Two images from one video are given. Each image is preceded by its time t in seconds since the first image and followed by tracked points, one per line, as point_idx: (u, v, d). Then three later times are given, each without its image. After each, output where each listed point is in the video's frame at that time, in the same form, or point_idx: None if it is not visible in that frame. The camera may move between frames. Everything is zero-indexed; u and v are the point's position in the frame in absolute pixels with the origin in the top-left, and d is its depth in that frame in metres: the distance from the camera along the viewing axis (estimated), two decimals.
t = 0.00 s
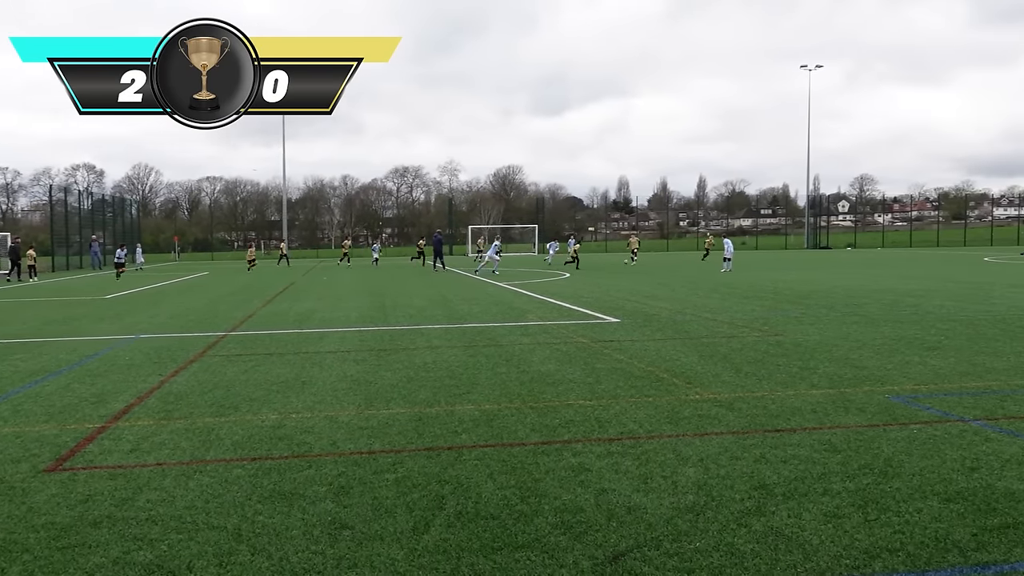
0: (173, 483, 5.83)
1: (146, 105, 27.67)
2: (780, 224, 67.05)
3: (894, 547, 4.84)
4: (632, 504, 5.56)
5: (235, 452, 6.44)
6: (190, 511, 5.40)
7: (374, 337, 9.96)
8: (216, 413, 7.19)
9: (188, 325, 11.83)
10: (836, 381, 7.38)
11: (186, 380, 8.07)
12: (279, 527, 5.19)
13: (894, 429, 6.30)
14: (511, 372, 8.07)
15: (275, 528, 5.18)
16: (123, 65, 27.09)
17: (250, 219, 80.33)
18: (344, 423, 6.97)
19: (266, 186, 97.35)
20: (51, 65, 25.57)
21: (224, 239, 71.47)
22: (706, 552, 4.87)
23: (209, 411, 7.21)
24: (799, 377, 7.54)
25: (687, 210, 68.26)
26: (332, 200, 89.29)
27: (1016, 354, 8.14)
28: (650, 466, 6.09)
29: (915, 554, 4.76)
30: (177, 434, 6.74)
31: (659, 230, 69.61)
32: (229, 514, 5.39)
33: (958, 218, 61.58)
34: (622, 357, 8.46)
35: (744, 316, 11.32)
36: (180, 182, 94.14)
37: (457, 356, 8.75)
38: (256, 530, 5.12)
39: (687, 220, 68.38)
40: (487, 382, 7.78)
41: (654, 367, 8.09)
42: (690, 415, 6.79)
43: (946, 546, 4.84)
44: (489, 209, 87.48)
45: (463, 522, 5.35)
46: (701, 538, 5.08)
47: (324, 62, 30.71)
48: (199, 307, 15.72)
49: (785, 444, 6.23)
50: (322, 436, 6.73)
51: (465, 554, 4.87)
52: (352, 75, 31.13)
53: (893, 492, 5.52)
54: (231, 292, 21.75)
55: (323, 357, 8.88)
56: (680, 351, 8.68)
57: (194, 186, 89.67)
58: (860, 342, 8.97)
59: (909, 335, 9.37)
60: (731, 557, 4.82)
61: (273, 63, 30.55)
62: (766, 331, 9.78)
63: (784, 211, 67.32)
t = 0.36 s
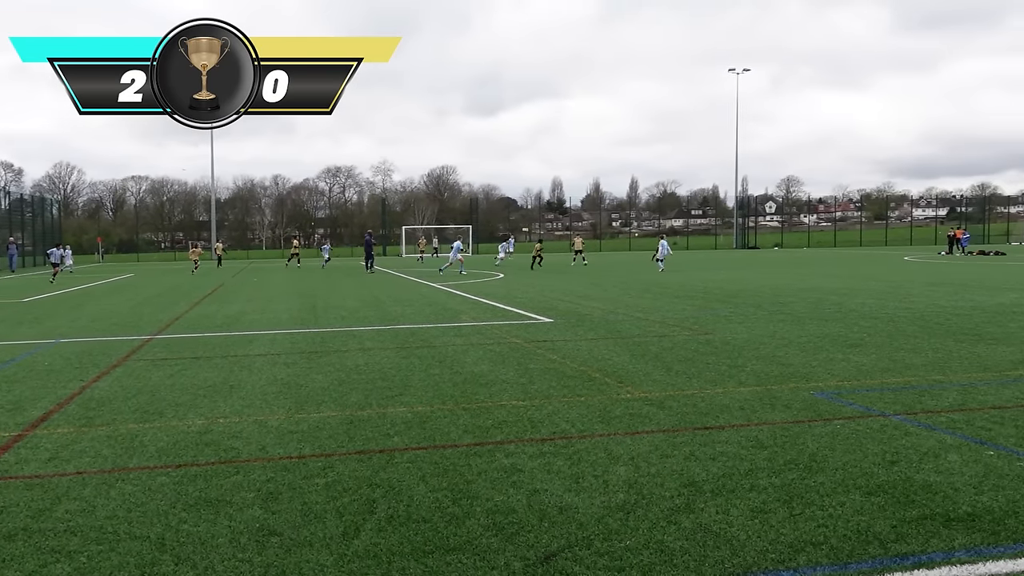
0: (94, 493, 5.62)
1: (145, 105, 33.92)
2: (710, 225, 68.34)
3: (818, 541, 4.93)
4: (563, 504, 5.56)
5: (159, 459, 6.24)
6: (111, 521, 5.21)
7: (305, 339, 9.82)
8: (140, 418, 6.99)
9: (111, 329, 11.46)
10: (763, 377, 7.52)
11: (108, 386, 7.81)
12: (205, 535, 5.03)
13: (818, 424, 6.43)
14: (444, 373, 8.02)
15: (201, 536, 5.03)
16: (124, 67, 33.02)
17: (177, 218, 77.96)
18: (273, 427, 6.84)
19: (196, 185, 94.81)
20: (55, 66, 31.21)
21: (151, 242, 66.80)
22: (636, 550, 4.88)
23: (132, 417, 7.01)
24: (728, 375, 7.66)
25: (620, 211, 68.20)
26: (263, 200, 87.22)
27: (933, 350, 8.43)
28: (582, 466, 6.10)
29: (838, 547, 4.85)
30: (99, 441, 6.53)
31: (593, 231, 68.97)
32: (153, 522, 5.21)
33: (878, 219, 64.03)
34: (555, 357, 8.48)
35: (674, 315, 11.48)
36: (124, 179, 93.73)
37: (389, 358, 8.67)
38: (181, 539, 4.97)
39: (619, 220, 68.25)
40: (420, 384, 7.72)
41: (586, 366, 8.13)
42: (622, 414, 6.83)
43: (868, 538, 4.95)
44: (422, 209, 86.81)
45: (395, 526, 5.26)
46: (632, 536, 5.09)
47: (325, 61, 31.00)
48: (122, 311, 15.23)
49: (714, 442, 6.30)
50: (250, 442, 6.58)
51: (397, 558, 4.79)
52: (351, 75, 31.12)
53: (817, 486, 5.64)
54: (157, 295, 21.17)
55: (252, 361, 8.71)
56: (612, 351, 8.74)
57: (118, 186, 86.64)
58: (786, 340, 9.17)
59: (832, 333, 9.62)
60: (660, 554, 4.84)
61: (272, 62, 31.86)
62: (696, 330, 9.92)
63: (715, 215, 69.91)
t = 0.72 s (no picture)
0: (2, 508, 5.33)
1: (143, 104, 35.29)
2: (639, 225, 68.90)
3: (741, 537, 4.98)
4: (491, 507, 5.50)
5: (73, 470, 5.97)
6: (20, 537, 4.93)
7: (230, 344, 9.59)
8: (54, 429, 6.71)
9: (26, 335, 10.97)
10: (689, 376, 7.59)
11: (20, 396, 7.47)
12: (120, 550, 4.81)
13: (742, 422, 6.51)
14: (372, 376, 7.91)
15: (116, 551, 4.80)
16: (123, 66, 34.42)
17: (96, 219, 74.70)
18: (195, 435, 6.64)
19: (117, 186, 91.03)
20: (57, 67, 33.22)
21: (69, 243, 65.00)
22: (563, 552, 4.85)
23: (45, 428, 6.72)
24: (655, 374, 7.72)
25: (550, 211, 65.68)
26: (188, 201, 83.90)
27: (852, 347, 8.65)
28: (510, 468, 6.06)
29: (761, 543, 4.90)
30: (10, 454, 6.23)
31: (524, 232, 65.47)
32: (65, 538, 4.94)
33: (801, 219, 66.08)
34: (484, 359, 8.43)
35: (603, 315, 11.56)
36: (56, 177, 91.42)
37: (317, 362, 8.52)
38: (95, 554, 4.73)
39: (549, 220, 66.05)
40: (348, 388, 7.59)
41: (515, 367, 8.11)
42: (550, 415, 6.81)
43: (789, 534, 5.01)
44: (352, 210, 83.04)
45: (320, 534, 5.11)
46: (559, 538, 5.06)
47: (326, 61, 29.72)
48: (35, 317, 14.59)
49: (641, 441, 6.33)
50: (171, 450, 6.37)
51: (321, 566, 4.64)
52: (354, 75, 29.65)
53: (740, 483, 5.69)
54: (76, 299, 20.42)
55: (174, 367, 8.47)
56: (541, 351, 8.74)
57: (32, 186, 82.48)
58: (712, 338, 9.31)
59: (756, 331, 9.80)
60: (588, 556, 4.80)
61: (273, 62, 30.54)
62: (625, 330, 10.00)
63: (643, 215, 70.34)
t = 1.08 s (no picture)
0: None
1: (145, 107, 33.38)
2: (541, 225, 68.18)
3: (637, 535, 5.03)
4: (390, 511, 5.40)
5: None
6: None
7: (117, 349, 9.17)
8: None
9: None
10: (588, 376, 7.67)
11: None
12: None
13: (639, 420, 6.61)
14: (269, 380, 7.71)
15: None
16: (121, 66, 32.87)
17: None
18: (79, 445, 6.29)
19: None
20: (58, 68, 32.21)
21: None
22: (462, 555, 4.78)
23: None
24: (555, 375, 7.77)
25: (452, 212, 64.97)
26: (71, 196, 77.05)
27: (743, 345, 8.93)
28: (409, 472, 5.97)
29: (656, 540, 4.96)
30: None
31: (426, 232, 64.08)
32: None
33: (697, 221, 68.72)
34: (384, 361, 8.33)
35: (504, 316, 11.60)
36: None
37: (211, 366, 8.24)
38: None
39: (451, 221, 64.86)
40: (244, 393, 7.36)
41: (416, 369, 8.03)
42: (451, 417, 6.77)
43: (683, 529, 5.10)
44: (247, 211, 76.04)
45: (212, 544, 4.89)
46: (459, 541, 5.00)
47: (326, 61, 29.42)
48: None
49: (541, 441, 6.35)
50: (52, 461, 6.00)
51: None
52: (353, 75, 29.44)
53: (638, 481, 5.76)
54: None
55: (57, 373, 8.04)
56: (442, 353, 8.69)
57: None
58: (610, 338, 9.45)
59: (652, 330, 9.99)
60: (486, 558, 4.75)
61: (272, 63, 30.27)
62: (526, 331, 10.04)
63: (544, 214, 68.34)
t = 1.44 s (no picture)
0: None
1: (145, 105, 30.24)
2: (477, 226, 67.90)
3: (570, 533, 5.06)
4: (323, 516, 5.32)
5: None
6: None
7: (36, 354, 8.84)
8: None
9: None
10: (523, 376, 7.69)
11: None
12: None
13: (573, 419, 6.66)
14: (198, 385, 7.54)
15: None
16: (123, 65, 29.60)
17: None
18: None
19: None
20: (56, 65, 27.80)
21: None
22: (395, 558, 4.74)
23: None
24: (490, 375, 7.77)
25: (386, 213, 64.86)
26: None
27: (675, 343, 9.07)
28: (342, 475, 5.90)
29: (589, 538, 5.00)
30: None
31: (361, 232, 62.71)
32: None
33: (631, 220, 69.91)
34: (317, 364, 8.24)
35: (439, 317, 11.58)
36: None
37: (138, 371, 8.02)
38: None
39: (386, 222, 64.59)
40: (172, 399, 7.18)
41: (350, 371, 7.96)
42: (385, 419, 6.71)
43: (616, 527, 5.15)
44: (176, 211, 73.16)
45: (137, 554, 4.74)
46: (392, 544, 4.95)
47: (326, 61, 29.04)
48: None
49: (475, 442, 6.35)
50: None
51: None
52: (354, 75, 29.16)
53: (571, 479, 5.80)
54: None
55: None
56: (376, 355, 8.63)
57: None
58: (545, 338, 9.49)
59: (587, 330, 10.08)
60: (419, 561, 4.72)
61: (272, 63, 29.45)
62: (461, 331, 10.04)
63: (479, 215, 67.71)
